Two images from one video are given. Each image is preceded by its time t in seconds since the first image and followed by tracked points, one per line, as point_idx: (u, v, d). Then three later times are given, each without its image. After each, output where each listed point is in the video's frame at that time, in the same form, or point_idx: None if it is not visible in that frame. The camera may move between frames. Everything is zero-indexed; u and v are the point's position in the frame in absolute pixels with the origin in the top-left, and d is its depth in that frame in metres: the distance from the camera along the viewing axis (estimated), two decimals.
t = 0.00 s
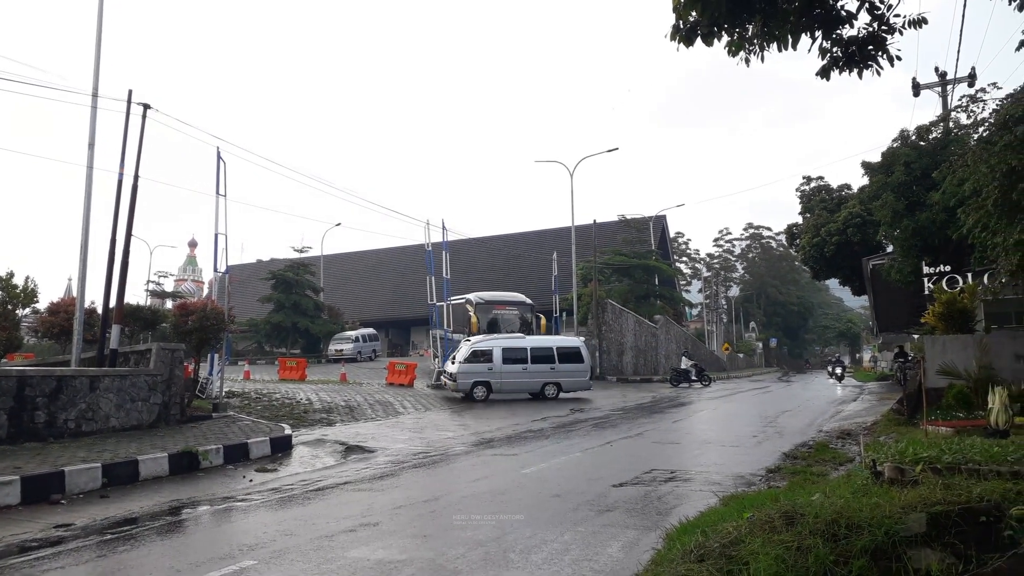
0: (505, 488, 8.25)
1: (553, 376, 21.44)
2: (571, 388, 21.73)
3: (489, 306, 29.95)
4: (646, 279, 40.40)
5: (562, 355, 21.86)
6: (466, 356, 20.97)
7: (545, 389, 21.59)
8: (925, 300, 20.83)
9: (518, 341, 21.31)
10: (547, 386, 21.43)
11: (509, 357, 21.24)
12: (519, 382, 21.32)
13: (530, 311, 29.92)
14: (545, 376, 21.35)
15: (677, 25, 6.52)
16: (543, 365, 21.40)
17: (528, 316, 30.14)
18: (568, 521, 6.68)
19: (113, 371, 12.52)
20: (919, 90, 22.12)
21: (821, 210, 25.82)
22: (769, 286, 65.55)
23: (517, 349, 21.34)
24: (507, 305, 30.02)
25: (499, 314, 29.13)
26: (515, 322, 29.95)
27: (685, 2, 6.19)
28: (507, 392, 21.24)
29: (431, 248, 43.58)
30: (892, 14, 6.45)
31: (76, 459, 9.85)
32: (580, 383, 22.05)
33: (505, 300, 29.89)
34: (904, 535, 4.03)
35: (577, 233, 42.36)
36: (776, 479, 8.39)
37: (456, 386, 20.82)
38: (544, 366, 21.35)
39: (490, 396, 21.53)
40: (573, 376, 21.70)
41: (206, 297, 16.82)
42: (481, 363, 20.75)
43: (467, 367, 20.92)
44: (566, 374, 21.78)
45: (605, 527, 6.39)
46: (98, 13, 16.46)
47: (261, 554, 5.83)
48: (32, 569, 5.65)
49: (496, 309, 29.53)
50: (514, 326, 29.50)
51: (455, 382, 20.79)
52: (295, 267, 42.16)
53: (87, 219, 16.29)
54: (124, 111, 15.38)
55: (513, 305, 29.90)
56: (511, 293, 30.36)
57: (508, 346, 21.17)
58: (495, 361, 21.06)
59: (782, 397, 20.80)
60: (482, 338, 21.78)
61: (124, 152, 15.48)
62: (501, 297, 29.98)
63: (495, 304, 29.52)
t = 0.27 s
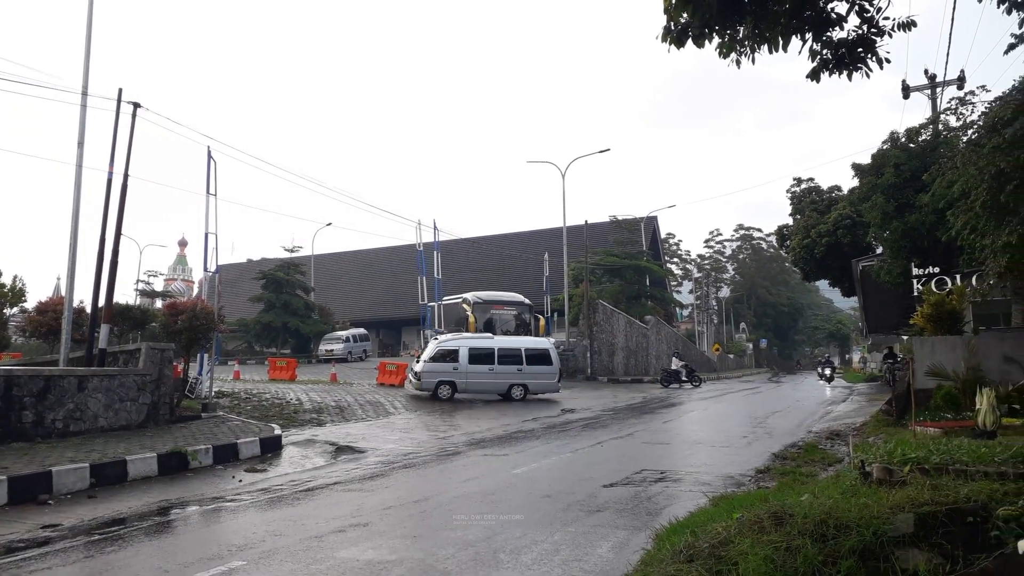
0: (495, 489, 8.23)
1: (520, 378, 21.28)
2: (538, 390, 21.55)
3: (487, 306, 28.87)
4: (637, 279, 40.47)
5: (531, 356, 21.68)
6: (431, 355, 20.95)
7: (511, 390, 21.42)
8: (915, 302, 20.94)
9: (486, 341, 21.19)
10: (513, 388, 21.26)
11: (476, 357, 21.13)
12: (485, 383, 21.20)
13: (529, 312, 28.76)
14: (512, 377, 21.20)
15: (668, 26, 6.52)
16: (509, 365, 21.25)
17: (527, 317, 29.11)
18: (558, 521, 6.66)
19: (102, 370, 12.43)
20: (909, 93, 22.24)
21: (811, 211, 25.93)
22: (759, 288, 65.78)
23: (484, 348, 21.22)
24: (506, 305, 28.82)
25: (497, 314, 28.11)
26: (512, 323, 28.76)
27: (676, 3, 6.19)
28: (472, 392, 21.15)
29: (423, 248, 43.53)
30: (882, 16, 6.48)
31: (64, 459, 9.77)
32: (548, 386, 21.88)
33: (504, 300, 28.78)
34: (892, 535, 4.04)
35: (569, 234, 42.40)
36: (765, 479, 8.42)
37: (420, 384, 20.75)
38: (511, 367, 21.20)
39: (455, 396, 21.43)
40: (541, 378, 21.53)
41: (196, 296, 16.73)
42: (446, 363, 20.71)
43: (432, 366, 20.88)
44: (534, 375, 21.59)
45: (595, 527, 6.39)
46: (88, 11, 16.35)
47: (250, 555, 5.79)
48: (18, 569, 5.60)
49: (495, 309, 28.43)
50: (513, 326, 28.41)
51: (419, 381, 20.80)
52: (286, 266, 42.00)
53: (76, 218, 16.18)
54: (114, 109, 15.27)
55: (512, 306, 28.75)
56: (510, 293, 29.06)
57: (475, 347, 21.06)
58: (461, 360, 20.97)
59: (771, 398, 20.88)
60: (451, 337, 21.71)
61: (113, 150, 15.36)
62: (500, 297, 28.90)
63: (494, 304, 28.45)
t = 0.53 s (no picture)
0: (487, 489, 8.23)
1: (490, 378, 21.11)
2: (508, 392, 21.35)
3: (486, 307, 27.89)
4: (630, 280, 40.54)
5: (502, 357, 21.48)
6: (401, 351, 20.98)
7: (480, 391, 21.28)
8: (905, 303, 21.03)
9: (456, 340, 21.11)
10: (482, 388, 21.10)
11: (446, 355, 21.05)
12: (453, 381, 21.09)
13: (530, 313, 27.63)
14: (481, 377, 21.06)
15: (661, 27, 6.53)
16: (479, 365, 21.11)
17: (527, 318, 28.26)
18: (550, 521, 6.66)
19: (93, 370, 12.36)
20: (901, 94, 22.35)
21: (803, 212, 26.02)
22: (751, 288, 66.03)
23: (454, 347, 21.14)
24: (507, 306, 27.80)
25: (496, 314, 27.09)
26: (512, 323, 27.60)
27: (669, 4, 6.20)
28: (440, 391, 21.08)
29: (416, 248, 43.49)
30: (873, 18, 6.51)
31: (54, 459, 9.71)
32: (519, 388, 21.65)
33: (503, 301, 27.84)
34: (883, 535, 4.06)
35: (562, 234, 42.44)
36: (757, 479, 8.45)
37: (388, 380, 20.84)
38: (480, 367, 21.03)
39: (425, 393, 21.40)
40: (511, 379, 21.33)
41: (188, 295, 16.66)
42: (414, 360, 20.72)
43: (400, 363, 20.90)
44: (504, 376, 21.39)
45: (587, 527, 6.39)
46: (79, 8, 16.25)
47: (242, 555, 5.77)
48: (7, 570, 5.56)
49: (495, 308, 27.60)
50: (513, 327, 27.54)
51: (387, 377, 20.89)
52: (278, 266, 41.85)
53: (67, 216, 16.09)
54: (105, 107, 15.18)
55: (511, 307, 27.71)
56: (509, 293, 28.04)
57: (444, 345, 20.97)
58: (430, 358, 20.96)
59: (763, 398, 20.96)
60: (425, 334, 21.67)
61: (104, 149, 15.28)
62: (499, 298, 28.10)
63: (493, 304, 27.65)
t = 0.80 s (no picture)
0: (478, 486, 8.21)
1: (458, 375, 20.87)
2: (476, 390, 21.08)
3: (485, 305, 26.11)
4: (621, 278, 40.60)
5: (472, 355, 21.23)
6: (370, 345, 20.98)
7: (448, 388, 21.06)
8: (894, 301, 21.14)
9: (425, 336, 20.94)
10: (450, 385, 20.88)
11: (415, 351, 20.92)
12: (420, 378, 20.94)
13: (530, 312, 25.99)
14: (449, 374, 20.85)
15: (652, 25, 6.53)
16: (447, 362, 20.90)
17: (528, 318, 26.33)
18: (541, 519, 6.66)
19: (81, 367, 12.27)
20: (890, 94, 22.48)
21: (793, 211, 26.12)
22: (741, 287, 66.34)
23: (423, 343, 20.98)
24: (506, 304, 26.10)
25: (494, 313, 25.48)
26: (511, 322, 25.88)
27: (660, 1, 6.21)
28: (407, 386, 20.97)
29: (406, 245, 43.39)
30: (863, 18, 6.53)
31: (41, 456, 9.62)
32: (489, 387, 21.35)
33: (504, 298, 26.11)
34: (871, 532, 4.07)
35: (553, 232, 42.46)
36: (746, 477, 8.48)
37: (355, 374, 20.86)
38: (448, 364, 20.86)
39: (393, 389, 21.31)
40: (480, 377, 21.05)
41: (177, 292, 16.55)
42: (382, 354, 20.69)
43: (368, 358, 20.88)
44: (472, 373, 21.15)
45: (578, 525, 6.39)
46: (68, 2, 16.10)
47: (230, 553, 5.74)
48: None
49: (494, 307, 25.67)
50: (514, 326, 25.64)
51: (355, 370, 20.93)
52: (268, 263, 41.66)
53: (55, 212, 15.95)
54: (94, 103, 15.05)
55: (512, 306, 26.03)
56: (509, 291, 26.31)
57: (413, 341, 20.85)
58: (398, 353, 20.87)
59: (753, 396, 21.05)
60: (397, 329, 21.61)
61: (93, 144, 15.15)
62: (498, 296, 26.12)
63: (493, 302, 25.64)
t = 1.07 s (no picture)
0: (467, 488, 8.19)
1: (424, 375, 20.71)
2: (444, 390, 20.89)
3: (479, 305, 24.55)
4: (610, 279, 40.68)
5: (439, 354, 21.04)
6: (337, 345, 20.96)
7: (415, 388, 20.90)
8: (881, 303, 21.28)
9: (392, 336, 20.84)
10: (417, 385, 20.73)
11: (382, 351, 20.85)
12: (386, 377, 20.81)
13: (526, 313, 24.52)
14: (416, 374, 20.72)
15: (640, 27, 6.54)
16: (414, 362, 20.75)
17: (524, 318, 24.77)
18: (529, 520, 6.65)
19: (67, 368, 12.15)
20: (877, 97, 22.65)
21: (781, 213, 26.25)
22: (729, 289, 66.71)
23: (390, 343, 20.87)
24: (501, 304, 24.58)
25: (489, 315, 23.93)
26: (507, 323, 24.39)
27: (648, 3, 6.22)
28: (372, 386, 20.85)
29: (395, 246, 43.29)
30: (850, 21, 6.56)
31: (25, 458, 9.52)
32: (458, 387, 21.14)
33: (498, 298, 24.56)
34: (857, 533, 4.09)
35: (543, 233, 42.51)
36: (734, 478, 8.50)
37: (322, 374, 20.87)
38: (414, 363, 20.71)
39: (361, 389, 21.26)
40: (447, 378, 20.87)
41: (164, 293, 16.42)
42: (347, 354, 20.65)
43: (333, 357, 20.84)
44: (439, 373, 20.94)
45: (566, 526, 6.39)
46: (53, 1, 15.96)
47: (217, 555, 5.69)
48: None
49: (488, 308, 24.12)
50: (510, 328, 24.15)
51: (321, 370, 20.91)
52: (256, 264, 41.46)
53: (40, 212, 15.80)
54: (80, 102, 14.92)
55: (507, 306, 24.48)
56: (503, 290, 24.74)
57: (378, 340, 20.78)
58: (364, 353, 20.81)
59: (741, 397, 21.13)
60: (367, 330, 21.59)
61: (79, 144, 15.02)
62: (493, 297, 24.54)
63: (486, 302, 23.98)
